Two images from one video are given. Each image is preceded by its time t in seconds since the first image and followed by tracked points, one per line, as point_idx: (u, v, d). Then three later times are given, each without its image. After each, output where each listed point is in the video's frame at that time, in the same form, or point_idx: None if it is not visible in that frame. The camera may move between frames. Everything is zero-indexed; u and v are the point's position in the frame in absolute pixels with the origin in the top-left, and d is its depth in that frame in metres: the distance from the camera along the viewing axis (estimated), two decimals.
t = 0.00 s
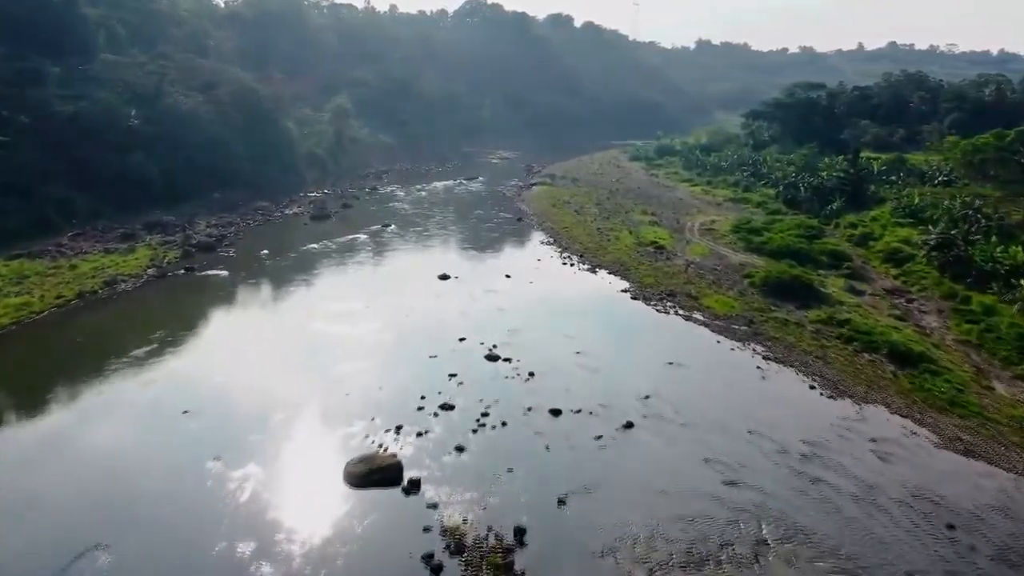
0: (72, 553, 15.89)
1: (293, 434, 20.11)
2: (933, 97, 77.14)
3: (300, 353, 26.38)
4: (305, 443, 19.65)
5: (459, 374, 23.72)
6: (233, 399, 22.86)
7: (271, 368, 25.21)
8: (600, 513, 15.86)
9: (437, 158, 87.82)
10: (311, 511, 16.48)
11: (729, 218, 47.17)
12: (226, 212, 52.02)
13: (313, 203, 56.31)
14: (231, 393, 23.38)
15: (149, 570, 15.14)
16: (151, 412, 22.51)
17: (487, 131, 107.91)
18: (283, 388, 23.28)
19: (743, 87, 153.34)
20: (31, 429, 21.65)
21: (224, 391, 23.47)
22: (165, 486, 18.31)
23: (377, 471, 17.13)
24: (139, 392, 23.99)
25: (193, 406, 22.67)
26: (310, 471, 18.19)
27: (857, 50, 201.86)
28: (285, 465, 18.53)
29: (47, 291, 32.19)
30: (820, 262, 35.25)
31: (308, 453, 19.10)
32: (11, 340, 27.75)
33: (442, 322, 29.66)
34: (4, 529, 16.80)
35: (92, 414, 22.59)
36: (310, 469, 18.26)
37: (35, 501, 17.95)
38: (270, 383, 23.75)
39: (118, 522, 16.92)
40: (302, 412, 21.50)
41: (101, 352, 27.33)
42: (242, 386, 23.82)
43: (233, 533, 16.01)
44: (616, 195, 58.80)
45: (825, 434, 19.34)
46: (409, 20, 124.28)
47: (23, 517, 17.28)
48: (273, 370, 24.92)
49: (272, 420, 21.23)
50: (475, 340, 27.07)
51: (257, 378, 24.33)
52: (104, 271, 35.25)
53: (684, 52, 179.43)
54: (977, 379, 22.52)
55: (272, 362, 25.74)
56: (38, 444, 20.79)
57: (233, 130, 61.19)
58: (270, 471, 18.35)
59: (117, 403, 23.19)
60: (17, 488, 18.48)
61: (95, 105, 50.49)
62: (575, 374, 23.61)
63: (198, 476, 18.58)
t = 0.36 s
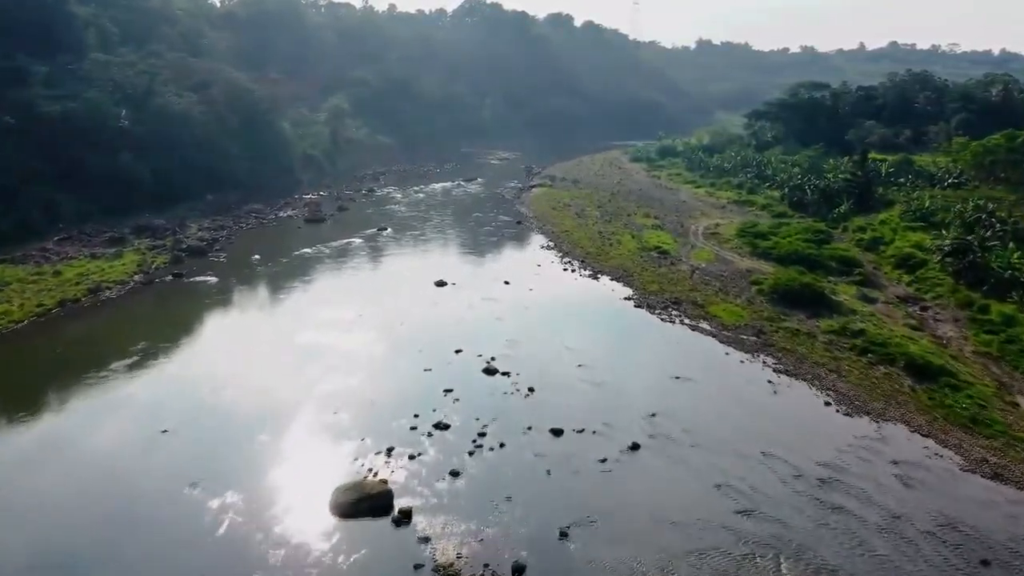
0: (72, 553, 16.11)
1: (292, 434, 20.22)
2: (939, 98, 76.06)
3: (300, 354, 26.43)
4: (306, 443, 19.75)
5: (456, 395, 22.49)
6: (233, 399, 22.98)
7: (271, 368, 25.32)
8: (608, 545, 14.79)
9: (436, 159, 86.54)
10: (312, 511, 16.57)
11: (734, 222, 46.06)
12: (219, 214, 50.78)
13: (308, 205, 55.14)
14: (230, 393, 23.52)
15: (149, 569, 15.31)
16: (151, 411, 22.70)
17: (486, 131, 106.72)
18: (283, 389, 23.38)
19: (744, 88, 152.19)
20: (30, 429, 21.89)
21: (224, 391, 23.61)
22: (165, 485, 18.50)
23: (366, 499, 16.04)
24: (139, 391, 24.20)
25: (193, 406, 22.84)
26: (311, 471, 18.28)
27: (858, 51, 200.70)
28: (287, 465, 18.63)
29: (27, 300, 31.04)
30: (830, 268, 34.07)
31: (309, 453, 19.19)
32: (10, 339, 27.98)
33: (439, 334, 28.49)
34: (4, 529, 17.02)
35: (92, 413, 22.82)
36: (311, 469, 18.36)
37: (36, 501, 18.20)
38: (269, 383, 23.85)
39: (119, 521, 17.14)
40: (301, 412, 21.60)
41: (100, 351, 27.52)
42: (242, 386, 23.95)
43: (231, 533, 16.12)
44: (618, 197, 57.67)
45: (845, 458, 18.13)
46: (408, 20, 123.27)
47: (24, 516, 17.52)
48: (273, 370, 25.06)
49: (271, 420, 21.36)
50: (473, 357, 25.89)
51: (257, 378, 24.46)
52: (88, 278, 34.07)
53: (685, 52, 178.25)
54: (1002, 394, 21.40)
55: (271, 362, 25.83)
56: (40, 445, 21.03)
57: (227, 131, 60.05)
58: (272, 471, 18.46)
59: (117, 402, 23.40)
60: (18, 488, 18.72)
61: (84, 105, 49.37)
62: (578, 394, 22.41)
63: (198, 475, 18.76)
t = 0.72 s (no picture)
0: (72, 552, 16.71)
1: (292, 435, 20.74)
2: (946, 98, 74.80)
3: (294, 361, 26.22)
4: (307, 444, 20.28)
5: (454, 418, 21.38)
6: (232, 401, 23.49)
7: (269, 369, 25.81)
8: None
9: (434, 160, 85.22)
10: (311, 511, 17.10)
11: (740, 225, 44.90)
12: (211, 217, 49.62)
13: (303, 208, 53.98)
14: (230, 395, 24.03)
15: (148, 569, 15.82)
16: (150, 412, 23.28)
17: (486, 131, 105.50)
18: (282, 390, 23.91)
19: (745, 89, 150.92)
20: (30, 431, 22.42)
21: (223, 392, 24.14)
22: (164, 485, 19.10)
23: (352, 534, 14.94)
24: (139, 392, 24.76)
25: (192, 407, 23.41)
26: (311, 472, 18.80)
27: (859, 50, 199.37)
28: (288, 467, 19.16)
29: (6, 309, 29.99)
30: (841, 274, 32.87)
31: (309, 454, 19.70)
32: (9, 339, 28.31)
33: (435, 346, 27.33)
34: (6, 529, 17.66)
35: (92, 415, 23.36)
36: (312, 470, 18.87)
37: (37, 501, 18.83)
38: (266, 384, 24.34)
39: (120, 520, 17.76)
40: (299, 414, 22.08)
41: (98, 352, 27.90)
42: (241, 387, 24.45)
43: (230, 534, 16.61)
44: (619, 199, 56.51)
45: (864, 492, 16.88)
46: (407, 19, 122.23)
47: (26, 516, 18.19)
48: (271, 372, 25.55)
49: (270, 422, 21.85)
50: (472, 373, 24.75)
51: (254, 379, 25.02)
52: (70, 285, 32.91)
53: (686, 51, 176.86)
54: None
55: (270, 364, 26.30)
56: (41, 446, 21.63)
57: (221, 132, 58.89)
58: (272, 473, 18.99)
59: (117, 403, 23.94)
60: (19, 488, 19.38)
61: (71, 106, 48.12)
62: (582, 416, 21.27)
63: (197, 476, 19.32)
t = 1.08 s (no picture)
0: (73, 552, 16.76)
1: (290, 435, 20.89)
2: (951, 98, 73.68)
3: (288, 368, 25.63)
4: (307, 444, 20.40)
5: (450, 439, 20.27)
6: (230, 401, 23.51)
7: (268, 369, 25.86)
8: None
9: (433, 161, 83.96)
10: (314, 511, 17.25)
11: (746, 230, 43.65)
12: (203, 221, 48.43)
13: (299, 211, 52.82)
14: (229, 394, 24.07)
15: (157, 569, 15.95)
16: (149, 412, 23.26)
17: (485, 132, 104.29)
18: (280, 389, 23.98)
19: (746, 89, 149.77)
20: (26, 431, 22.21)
21: (223, 391, 24.19)
22: (165, 485, 19.20)
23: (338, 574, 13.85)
24: (138, 391, 24.72)
25: (191, 407, 23.42)
26: (311, 473, 18.91)
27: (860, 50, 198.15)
28: (288, 467, 19.27)
29: None
30: (853, 281, 31.70)
31: (309, 455, 19.81)
32: (2, 342, 27.76)
33: (431, 359, 26.22)
34: (5, 529, 17.64)
35: (90, 415, 23.27)
36: (311, 471, 18.99)
37: (37, 502, 18.80)
38: (267, 385, 24.42)
39: (121, 519, 17.89)
40: (297, 414, 22.18)
41: (97, 352, 27.62)
42: (239, 387, 24.48)
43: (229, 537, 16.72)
44: (621, 202, 55.33)
45: (890, 533, 15.80)
46: (406, 19, 121.14)
47: (26, 516, 18.17)
48: (268, 372, 25.60)
49: (268, 422, 21.94)
50: (470, 390, 23.62)
51: (254, 379, 25.06)
52: (51, 293, 31.73)
53: (686, 51, 175.62)
54: None
55: (268, 364, 26.32)
56: (40, 445, 21.56)
57: (214, 133, 57.69)
58: (272, 473, 19.09)
59: (117, 403, 23.89)
60: (19, 488, 19.34)
61: (59, 106, 46.95)
62: (587, 438, 20.17)
63: (197, 477, 19.43)
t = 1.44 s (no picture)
0: (73, 551, 16.83)
1: (290, 434, 20.91)
2: (959, 98, 72.41)
3: (287, 370, 25.50)
4: (307, 443, 20.42)
5: (445, 463, 19.11)
6: (231, 402, 23.52)
7: (268, 369, 25.88)
8: None
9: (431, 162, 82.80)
10: (313, 510, 17.32)
11: (752, 233, 42.56)
12: (195, 225, 47.25)
13: (294, 213, 51.63)
14: (229, 395, 24.10)
15: (157, 569, 16.02)
16: (149, 412, 23.30)
17: (485, 132, 103.11)
18: (278, 391, 23.86)
19: (747, 89, 148.49)
20: (25, 433, 22.16)
21: (223, 392, 24.24)
22: (165, 485, 19.27)
23: None
24: (138, 391, 24.75)
25: (191, 407, 23.46)
26: (311, 472, 18.93)
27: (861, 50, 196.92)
28: (289, 467, 19.27)
29: None
30: (865, 289, 30.52)
31: (308, 454, 19.82)
32: None
33: (428, 372, 25.11)
34: (5, 530, 17.69)
35: (90, 415, 23.29)
36: (311, 470, 19.00)
37: (37, 501, 18.84)
38: (267, 386, 24.42)
39: (122, 518, 17.99)
40: (297, 414, 22.21)
41: (93, 355, 27.44)
42: (239, 388, 24.49)
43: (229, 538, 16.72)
44: (624, 204, 54.18)
45: None
46: (405, 19, 120.02)
47: (26, 516, 18.22)
48: (268, 373, 25.52)
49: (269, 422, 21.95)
50: (468, 407, 22.46)
51: (254, 379, 25.09)
52: (33, 301, 30.62)
53: (687, 51, 174.29)
54: None
55: (269, 364, 26.31)
56: (40, 444, 21.61)
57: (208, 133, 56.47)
58: (272, 473, 19.11)
59: (118, 403, 23.94)
60: (20, 488, 19.38)
61: (47, 107, 45.78)
62: (592, 462, 19.03)
63: (197, 477, 19.49)
